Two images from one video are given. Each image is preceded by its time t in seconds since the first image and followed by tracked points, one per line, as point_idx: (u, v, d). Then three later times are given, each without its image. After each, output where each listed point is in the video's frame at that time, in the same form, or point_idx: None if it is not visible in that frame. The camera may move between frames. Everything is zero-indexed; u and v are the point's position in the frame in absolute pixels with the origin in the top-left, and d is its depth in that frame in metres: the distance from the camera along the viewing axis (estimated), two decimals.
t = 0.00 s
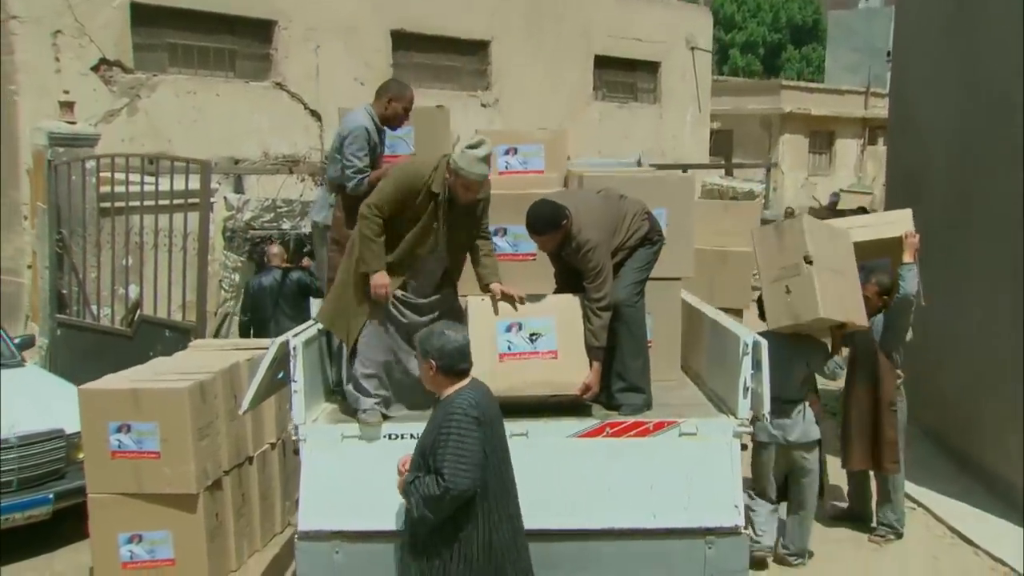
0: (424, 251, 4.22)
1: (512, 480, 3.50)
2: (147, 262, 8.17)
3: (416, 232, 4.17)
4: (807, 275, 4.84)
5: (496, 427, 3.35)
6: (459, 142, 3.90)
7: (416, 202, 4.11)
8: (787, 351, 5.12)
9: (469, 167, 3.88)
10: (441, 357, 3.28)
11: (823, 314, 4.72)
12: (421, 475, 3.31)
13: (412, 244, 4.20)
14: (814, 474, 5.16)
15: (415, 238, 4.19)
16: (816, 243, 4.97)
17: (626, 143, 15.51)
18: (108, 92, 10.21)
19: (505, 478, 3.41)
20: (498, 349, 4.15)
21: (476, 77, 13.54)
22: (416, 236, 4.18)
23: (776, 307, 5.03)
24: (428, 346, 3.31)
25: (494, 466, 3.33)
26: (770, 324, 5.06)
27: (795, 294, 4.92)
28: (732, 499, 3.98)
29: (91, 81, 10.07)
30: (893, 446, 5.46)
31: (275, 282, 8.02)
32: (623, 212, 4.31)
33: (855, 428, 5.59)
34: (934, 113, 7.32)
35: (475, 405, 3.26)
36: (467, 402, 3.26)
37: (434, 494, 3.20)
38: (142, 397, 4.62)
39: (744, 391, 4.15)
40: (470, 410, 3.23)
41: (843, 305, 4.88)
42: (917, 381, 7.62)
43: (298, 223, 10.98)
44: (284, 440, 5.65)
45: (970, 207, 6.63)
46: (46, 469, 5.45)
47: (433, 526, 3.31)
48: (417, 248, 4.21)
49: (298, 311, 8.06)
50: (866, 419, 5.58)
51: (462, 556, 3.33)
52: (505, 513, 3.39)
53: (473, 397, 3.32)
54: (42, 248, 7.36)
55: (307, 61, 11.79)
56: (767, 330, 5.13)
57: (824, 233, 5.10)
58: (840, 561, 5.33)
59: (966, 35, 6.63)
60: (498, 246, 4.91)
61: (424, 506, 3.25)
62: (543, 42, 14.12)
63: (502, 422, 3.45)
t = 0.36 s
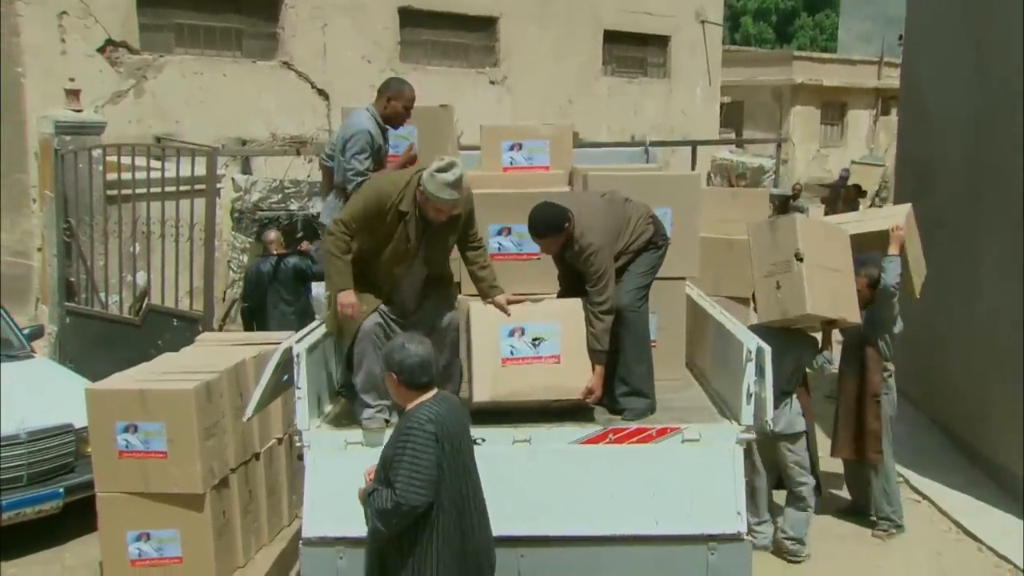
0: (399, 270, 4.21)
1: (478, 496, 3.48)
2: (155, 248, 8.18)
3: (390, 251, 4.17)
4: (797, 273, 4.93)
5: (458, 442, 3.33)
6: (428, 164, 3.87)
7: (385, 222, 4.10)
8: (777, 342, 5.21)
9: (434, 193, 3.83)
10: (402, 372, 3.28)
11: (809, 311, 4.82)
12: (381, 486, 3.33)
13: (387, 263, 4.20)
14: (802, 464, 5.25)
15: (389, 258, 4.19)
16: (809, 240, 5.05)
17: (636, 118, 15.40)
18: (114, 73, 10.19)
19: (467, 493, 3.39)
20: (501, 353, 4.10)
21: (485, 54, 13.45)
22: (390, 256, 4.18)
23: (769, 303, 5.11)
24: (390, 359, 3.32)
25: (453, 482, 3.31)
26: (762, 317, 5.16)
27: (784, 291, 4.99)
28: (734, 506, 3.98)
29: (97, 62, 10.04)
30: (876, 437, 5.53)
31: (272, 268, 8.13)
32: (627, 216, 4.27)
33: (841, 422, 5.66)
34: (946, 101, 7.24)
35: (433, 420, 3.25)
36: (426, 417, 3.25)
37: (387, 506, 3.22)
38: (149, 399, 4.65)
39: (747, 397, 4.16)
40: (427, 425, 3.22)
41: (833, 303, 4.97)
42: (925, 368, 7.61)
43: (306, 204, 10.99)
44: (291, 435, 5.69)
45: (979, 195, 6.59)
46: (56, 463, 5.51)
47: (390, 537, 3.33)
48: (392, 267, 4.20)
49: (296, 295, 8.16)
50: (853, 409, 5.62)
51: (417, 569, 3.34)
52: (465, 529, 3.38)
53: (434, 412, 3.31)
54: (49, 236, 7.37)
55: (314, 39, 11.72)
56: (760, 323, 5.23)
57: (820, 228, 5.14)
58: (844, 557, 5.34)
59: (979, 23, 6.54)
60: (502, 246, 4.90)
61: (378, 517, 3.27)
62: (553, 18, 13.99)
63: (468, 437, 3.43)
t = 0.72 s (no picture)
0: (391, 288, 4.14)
1: (449, 501, 3.52)
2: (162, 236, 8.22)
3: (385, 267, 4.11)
4: (795, 270, 5.08)
5: (430, 452, 3.36)
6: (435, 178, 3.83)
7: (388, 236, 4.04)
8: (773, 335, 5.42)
9: (439, 207, 3.81)
10: (374, 385, 3.28)
11: (808, 306, 4.97)
12: (356, 502, 3.33)
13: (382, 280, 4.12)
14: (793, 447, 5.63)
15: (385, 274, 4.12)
16: (807, 238, 5.17)
17: (644, 95, 15.30)
18: (120, 57, 10.17)
19: (439, 500, 3.43)
20: (504, 364, 4.19)
21: (492, 32, 13.35)
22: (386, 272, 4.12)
23: (768, 300, 5.27)
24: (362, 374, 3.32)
25: (426, 492, 3.34)
26: (762, 314, 5.33)
27: (784, 287, 5.15)
28: (735, 515, 4.02)
29: (102, 46, 10.02)
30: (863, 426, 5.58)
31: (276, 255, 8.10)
32: (630, 225, 4.28)
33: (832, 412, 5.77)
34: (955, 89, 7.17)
35: (406, 434, 3.26)
36: (399, 432, 3.26)
37: (365, 522, 3.23)
38: (154, 403, 4.69)
39: (749, 406, 4.17)
40: (400, 440, 3.23)
41: (832, 299, 5.07)
42: (929, 357, 7.61)
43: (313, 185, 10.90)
44: (297, 430, 5.75)
45: (986, 187, 6.55)
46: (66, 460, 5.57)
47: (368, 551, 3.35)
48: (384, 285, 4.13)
49: (299, 282, 8.13)
50: (839, 397, 5.75)
51: None
52: (439, 535, 3.42)
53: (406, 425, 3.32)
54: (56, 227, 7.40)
55: (320, 20, 11.65)
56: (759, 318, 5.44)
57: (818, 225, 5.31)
58: (844, 554, 5.38)
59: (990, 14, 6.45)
60: (506, 248, 4.91)
61: (356, 534, 3.28)
62: None
63: (438, 444, 3.45)
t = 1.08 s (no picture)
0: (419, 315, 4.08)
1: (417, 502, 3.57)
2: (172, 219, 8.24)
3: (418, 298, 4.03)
4: (803, 254, 5.17)
5: (404, 455, 3.41)
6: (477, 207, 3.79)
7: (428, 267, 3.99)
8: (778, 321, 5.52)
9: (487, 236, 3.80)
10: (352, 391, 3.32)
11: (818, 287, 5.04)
12: (333, 503, 3.38)
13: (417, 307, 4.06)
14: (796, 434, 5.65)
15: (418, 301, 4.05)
16: (810, 224, 5.28)
17: (655, 67, 15.17)
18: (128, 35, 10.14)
19: (409, 501, 3.48)
20: (512, 370, 4.34)
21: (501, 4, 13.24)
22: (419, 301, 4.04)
23: (777, 285, 5.32)
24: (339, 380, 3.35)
25: (399, 493, 3.39)
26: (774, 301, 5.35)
27: (793, 272, 5.22)
28: (738, 518, 4.04)
29: (111, 24, 10.00)
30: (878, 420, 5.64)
31: (295, 240, 8.16)
32: (637, 229, 4.34)
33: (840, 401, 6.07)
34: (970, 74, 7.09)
35: (381, 437, 3.30)
36: (376, 435, 3.31)
37: (343, 523, 3.28)
38: (165, 399, 4.75)
39: (753, 410, 4.17)
40: (376, 443, 3.28)
41: (835, 281, 5.16)
42: (938, 342, 7.61)
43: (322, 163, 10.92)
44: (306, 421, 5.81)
45: (999, 174, 6.51)
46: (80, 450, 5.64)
47: (345, 551, 3.40)
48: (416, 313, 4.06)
49: (316, 265, 8.20)
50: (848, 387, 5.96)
51: None
52: (409, 536, 3.48)
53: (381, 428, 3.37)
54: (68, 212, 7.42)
55: None
56: (766, 304, 5.52)
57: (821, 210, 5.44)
58: (849, 546, 5.43)
59: None
60: (513, 245, 4.92)
61: (334, 534, 3.33)
62: None
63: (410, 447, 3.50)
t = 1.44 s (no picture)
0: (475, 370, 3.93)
1: (387, 515, 3.58)
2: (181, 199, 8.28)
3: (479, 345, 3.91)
4: (798, 235, 5.57)
5: (366, 467, 3.43)
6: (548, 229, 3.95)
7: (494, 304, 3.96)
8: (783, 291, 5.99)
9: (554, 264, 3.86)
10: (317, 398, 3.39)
11: (809, 267, 5.49)
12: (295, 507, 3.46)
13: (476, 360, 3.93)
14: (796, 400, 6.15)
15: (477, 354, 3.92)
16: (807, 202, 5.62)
17: (664, 37, 15.06)
18: (135, 10, 10.07)
19: (375, 514, 3.50)
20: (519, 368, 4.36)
21: None
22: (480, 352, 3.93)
23: (775, 262, 5.79)
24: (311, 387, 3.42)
25: (361, 506, 3.42)
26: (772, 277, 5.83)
27: (788, 249, 5.66)
28: (740, 518, 4.09)
29: None
30: (890, 409, 5.69)
31: (314, 218, 8.19)
32: (643, 228, 4.34)
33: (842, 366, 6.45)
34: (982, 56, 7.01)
35: (338, 450, 3.34)
36: (334, 446, 3.35)
37: (296, 528, 3.35)
38: (176, 393, 4.82)
39: (755, 411, 4.25)
40: (332, 455, 3.32)
41: (832, 259, 5.55)
42: (945, 325, 7.64)
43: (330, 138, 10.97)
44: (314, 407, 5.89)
45: (1009, 159, 6.48)
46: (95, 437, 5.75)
47: (304, 555, 3.46)
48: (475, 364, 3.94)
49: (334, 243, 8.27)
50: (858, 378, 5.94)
51: None
52: (373, 550, 3.50)
53: (343, 439, 3.41)
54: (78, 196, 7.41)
55: None
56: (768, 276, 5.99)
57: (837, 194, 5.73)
58: (851, 534, 5.51)
59: None
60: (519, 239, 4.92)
61: (290, 538, 3.41)
62: None
63: (380, 461, 3.52)
